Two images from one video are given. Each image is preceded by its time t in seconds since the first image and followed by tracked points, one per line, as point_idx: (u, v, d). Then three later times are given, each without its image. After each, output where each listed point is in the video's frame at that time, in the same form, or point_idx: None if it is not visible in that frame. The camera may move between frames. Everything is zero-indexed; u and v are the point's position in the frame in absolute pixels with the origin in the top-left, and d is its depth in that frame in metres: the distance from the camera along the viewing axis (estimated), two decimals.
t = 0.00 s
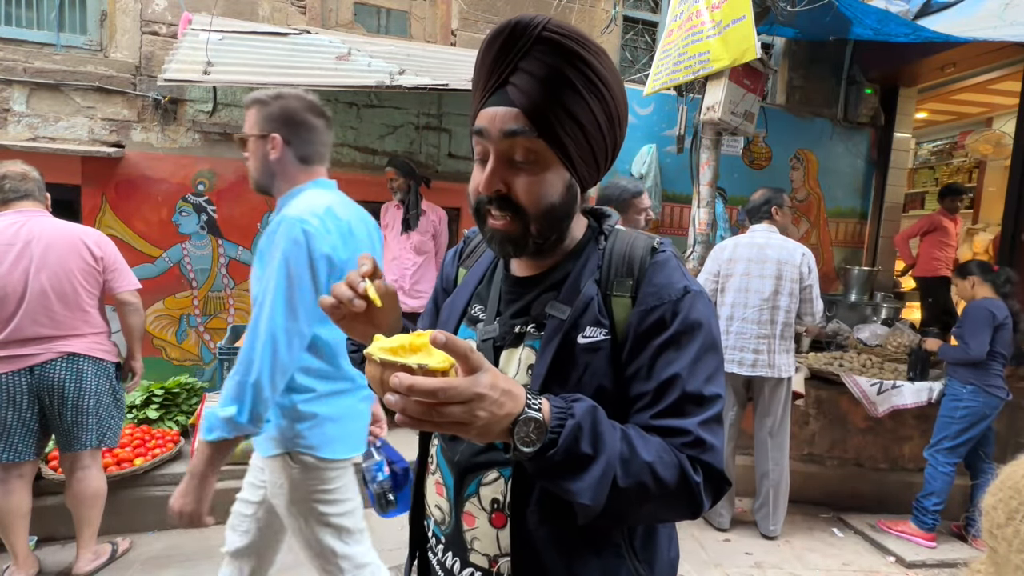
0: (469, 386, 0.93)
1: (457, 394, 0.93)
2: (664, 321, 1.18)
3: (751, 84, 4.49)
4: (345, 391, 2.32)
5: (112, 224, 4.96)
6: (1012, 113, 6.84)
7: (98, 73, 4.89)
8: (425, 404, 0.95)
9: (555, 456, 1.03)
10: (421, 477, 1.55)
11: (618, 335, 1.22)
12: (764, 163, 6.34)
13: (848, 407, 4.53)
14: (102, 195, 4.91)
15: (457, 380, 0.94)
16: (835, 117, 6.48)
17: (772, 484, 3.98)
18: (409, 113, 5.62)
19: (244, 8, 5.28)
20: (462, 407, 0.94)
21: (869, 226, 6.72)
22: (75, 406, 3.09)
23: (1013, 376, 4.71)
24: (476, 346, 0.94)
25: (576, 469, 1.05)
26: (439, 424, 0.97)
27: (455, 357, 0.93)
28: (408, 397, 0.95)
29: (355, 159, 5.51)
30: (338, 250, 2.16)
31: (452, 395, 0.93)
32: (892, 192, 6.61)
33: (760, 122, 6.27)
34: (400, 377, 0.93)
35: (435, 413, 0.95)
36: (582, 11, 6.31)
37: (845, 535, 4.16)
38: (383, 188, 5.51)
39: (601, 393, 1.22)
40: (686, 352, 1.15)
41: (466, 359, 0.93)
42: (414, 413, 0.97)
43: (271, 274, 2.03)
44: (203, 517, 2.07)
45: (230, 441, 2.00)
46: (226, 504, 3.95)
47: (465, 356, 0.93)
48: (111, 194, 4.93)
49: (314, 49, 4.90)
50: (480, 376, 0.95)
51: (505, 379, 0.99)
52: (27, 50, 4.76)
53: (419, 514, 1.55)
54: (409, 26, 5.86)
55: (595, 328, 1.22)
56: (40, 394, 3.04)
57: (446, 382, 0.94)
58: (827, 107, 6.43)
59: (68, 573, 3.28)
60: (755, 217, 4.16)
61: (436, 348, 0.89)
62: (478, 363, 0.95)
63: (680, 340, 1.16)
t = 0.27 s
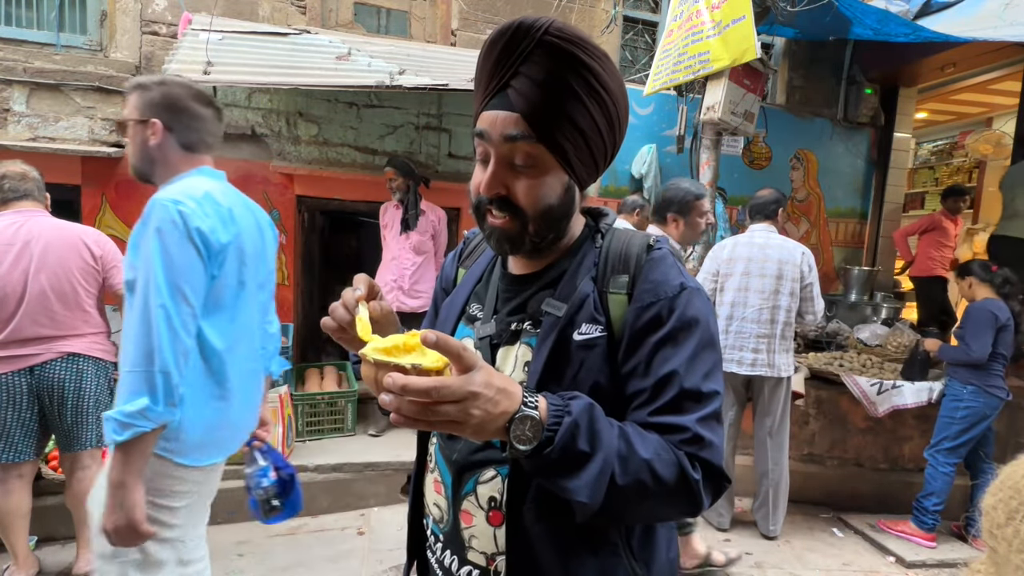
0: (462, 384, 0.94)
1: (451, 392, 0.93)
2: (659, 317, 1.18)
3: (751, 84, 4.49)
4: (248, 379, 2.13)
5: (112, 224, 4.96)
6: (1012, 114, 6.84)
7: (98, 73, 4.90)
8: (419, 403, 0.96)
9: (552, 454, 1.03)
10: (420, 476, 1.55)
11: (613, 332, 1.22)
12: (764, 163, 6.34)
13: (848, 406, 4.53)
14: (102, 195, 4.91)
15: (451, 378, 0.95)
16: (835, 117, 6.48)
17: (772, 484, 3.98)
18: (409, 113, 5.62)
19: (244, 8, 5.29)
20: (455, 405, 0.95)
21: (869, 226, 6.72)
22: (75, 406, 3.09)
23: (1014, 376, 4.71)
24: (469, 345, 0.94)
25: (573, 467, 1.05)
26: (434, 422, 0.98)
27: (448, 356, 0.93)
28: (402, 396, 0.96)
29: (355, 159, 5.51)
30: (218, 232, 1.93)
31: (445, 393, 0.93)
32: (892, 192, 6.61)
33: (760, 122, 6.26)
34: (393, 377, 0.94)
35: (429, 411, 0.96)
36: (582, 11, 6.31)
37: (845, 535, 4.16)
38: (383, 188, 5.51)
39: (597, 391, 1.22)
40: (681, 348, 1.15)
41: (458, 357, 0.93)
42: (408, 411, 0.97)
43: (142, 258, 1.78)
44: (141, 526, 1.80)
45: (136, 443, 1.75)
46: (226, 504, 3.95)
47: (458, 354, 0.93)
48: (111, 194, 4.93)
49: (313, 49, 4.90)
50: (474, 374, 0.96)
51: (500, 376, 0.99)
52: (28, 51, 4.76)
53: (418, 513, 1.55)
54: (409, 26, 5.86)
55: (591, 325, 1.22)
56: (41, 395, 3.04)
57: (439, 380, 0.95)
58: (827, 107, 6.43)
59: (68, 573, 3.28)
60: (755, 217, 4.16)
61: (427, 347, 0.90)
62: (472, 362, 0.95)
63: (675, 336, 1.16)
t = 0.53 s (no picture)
0: (449, 377, 0.94)
1: (435, 386, 0.93)
2: (650, 313, 1.18)
3: (751, 84, 4.49)
4: (146, 380, 2.13)
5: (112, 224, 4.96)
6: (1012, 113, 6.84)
7: (98, 73, 4.89)
8: (409, 397, 0.96)
9: (544, 448, 1.03)
10: (419, 475, 1.55)
11: (608, 328, 1.22)
12: (764, 163, 6.34)
13: (848, 406, 4.53)
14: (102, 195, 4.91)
15: (437, 372, 0.95)
16: (835, 117, 6.48)
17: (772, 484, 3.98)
18: (409, 113, 5.62)
19: (244, 8, 5.28)
20: (444, 399, 0.95)
21: (869, 226, 6.72)
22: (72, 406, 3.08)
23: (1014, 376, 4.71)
24: (453, 339, 0.95)
25: (565, 460, 1.05)
26: (424, 417, 0.98)
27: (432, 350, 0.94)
28: (390, 391, 0.97)
29: (355, 159, 5.51)
30: (92, 225, 1.91)
31: (430, 386, 0.93)
32: (892, 192, 6.60)
33: (760, 122, 6.26)
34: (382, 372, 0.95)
35: (417, 406, 0.97)
36: (582, 11, 6.31)
37: (845, 535, 4.16)
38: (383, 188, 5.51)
39: (592, 386, 1.21)
40: (675, 344, 1.15)
41: (443, 351, 0.94)
42: (398, 407, 0.98)
43: (9, 253, 1.75)
44: (25, 533, 1.79)
45: (17, 451, 1.76)
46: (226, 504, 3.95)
47: (442, 348, 0.94)
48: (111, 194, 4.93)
49: (313, 49, 4.90)
50: (460, 368, 0.96)
51: (489, 371, 0.99)
52: (27, 50, 4.76)
53: (417, 512, 1.55)
54: (409, 25, 5.86)
55: (585, 321, 1.22)
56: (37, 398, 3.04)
57: (426, 374, 0.95)
58: (827, 107, 6.43)
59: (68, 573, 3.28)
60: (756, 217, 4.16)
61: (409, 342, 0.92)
62: (458, 356, 0.95)
63: (667, 331, 1.16)
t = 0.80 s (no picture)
0: (440, 379, 0.94)
1: (427, 388, 0.93)
2: (642, 311, 1.18)
3: (751, 84, 4.49)
4: None
5: (112, 224, 4.96)
6: (1012, 114, 6.84)
7: (98, 73, 4.89)
8: (401, 400, 0.96)
9: (537, 446, 1.02)
10: (418, 474, 1.55)
11: (602, 326, 1.22)
12: (764, 163, 6.35)
13: (848, 407, 4.52)
14: (102, 195, 4.91)
15: (430, 375, 0.95)
16: (835, 117, 6.48)
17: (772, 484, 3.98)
18: (409, 113, 5.62)
19: (244, 8, 5.28)
20: (435, 401, 0.95)
21: (869, 226, 6.72)
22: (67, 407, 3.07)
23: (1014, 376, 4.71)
24: (443, 342, 0.95)
25: (558, 457, 1.05)
26: (418, 418, 0.98)
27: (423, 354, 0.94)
28: (383, 394, 0.97)
29: (355, 159, 5.51)
30: None
31: (422, 388, 0.93)
32: (892, 192, 6.60)
33: (760, 122, 6.27)
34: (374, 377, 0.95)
35: (412, 408, 0.96)
36: (582, 11, 6.31)
37: (845, 535, 4.16)
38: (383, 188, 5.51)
39: (587, 384, 1.22)
40: (669, 341, 1.15)
41: (433, 354, 0.94)
42: (392, 409, 0.97)
43: None
44: None
45: None
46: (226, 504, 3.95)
47: (432, 351, 0.94)
48: (111, 194, 4.93)
49: (313, 49, 4.90)
50: (452, 370, 0.96)
51: (482, 371, 0.99)
52: (28, 50, 4.76)
53: (417, 510, 1.55)
54: (409, 25, 5.86)
55: (579, 320, 1.22)
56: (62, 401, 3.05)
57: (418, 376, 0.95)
58: (827, 107, 6.43)
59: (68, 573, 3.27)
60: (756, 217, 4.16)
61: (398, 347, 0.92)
62: (449, 358, 0.96)
63: (657, 328, 1.16)
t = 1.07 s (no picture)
0: (428, 375, 0.94)
1: (415, 382, 0.93)
2: (655, 319, 1.17)
3: (751, 84, 4.49)
4: None
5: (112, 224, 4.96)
6: (1012, 113, 6.84)
7: (98, 73, 4.90)
8: (382, 391, 0.95)
9: (503, 448, 1.02)
10: (417, 469, 1.55)
11: (610, 331, 1.22)
12: (764, 163, 6.35)
13: (848, 407, 4.52)
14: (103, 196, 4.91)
15: (417, 369, 0.94)
16: (835, 117, 6.48)
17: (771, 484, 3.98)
18: (409, 113, 5.62)
19: (244, 8, 5.28)
20: (419, 396, 0.95)
21: (869, 226, 6.71)
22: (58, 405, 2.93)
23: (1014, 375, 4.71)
24: (438, 337, 0.95)
25: (525, 461, 1.05)
26: (395, 414, 0.97)
27: (418, 345, 0.94)
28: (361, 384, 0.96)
29: (355, 159, 5.51)
30: None
31: (407, 382, 0.93)
32: (892, 192, 6.60)
33: (760, 122, 6.27)
34: (358, 363, 0.92)
35: (389, 401, 0.95)
36: (582, 11, 6.31)
37: (845, 535, 4.16)
38: (383, 188, 5.51)
39: (589, 386, 1.22)
40: (667, 350, 1.14)
41: (427, 347, 0.94)
42: (370, 400, 0.96)
43: None
44: None
45: None
46: (225, 503, 3.95)
47: (428, 345, 0.94)
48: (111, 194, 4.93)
49: (313, 49, 4.90)
50: (438, 366, 0.96)
51: (465, 371, 1.00)
52: (28, 51, 4.76)
53: (415, 506, 1.56)
54: (409, 26, 5.86)
55: (586, 322, 1.23)
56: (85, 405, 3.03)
57: (403, 369, 0.94)
58: (827, 107, 6.43)
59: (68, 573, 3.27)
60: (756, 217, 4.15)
61: (403, 335, 0.89)
62: (439, 354, 0.96)
63: (663, 337, 1.16)
